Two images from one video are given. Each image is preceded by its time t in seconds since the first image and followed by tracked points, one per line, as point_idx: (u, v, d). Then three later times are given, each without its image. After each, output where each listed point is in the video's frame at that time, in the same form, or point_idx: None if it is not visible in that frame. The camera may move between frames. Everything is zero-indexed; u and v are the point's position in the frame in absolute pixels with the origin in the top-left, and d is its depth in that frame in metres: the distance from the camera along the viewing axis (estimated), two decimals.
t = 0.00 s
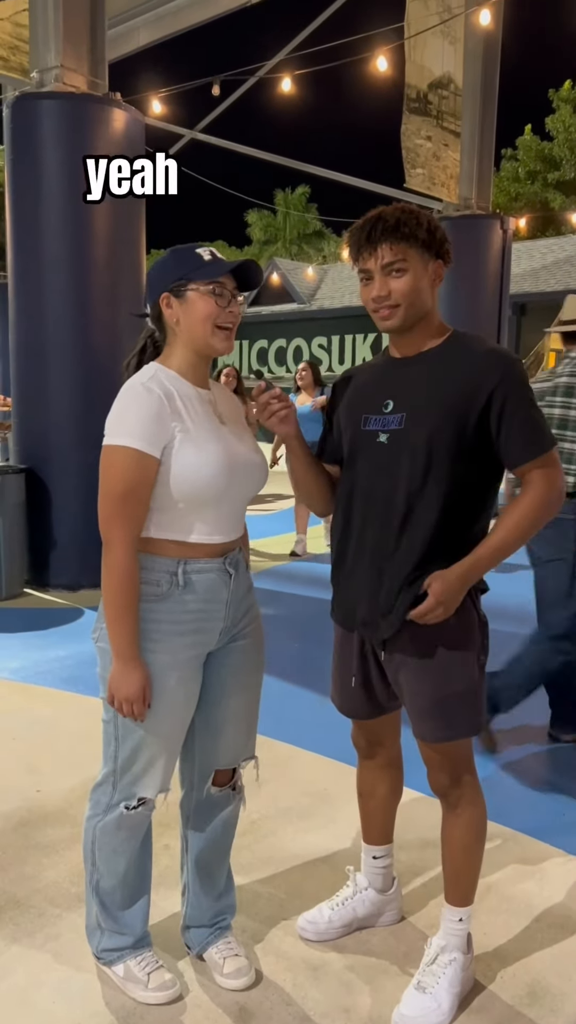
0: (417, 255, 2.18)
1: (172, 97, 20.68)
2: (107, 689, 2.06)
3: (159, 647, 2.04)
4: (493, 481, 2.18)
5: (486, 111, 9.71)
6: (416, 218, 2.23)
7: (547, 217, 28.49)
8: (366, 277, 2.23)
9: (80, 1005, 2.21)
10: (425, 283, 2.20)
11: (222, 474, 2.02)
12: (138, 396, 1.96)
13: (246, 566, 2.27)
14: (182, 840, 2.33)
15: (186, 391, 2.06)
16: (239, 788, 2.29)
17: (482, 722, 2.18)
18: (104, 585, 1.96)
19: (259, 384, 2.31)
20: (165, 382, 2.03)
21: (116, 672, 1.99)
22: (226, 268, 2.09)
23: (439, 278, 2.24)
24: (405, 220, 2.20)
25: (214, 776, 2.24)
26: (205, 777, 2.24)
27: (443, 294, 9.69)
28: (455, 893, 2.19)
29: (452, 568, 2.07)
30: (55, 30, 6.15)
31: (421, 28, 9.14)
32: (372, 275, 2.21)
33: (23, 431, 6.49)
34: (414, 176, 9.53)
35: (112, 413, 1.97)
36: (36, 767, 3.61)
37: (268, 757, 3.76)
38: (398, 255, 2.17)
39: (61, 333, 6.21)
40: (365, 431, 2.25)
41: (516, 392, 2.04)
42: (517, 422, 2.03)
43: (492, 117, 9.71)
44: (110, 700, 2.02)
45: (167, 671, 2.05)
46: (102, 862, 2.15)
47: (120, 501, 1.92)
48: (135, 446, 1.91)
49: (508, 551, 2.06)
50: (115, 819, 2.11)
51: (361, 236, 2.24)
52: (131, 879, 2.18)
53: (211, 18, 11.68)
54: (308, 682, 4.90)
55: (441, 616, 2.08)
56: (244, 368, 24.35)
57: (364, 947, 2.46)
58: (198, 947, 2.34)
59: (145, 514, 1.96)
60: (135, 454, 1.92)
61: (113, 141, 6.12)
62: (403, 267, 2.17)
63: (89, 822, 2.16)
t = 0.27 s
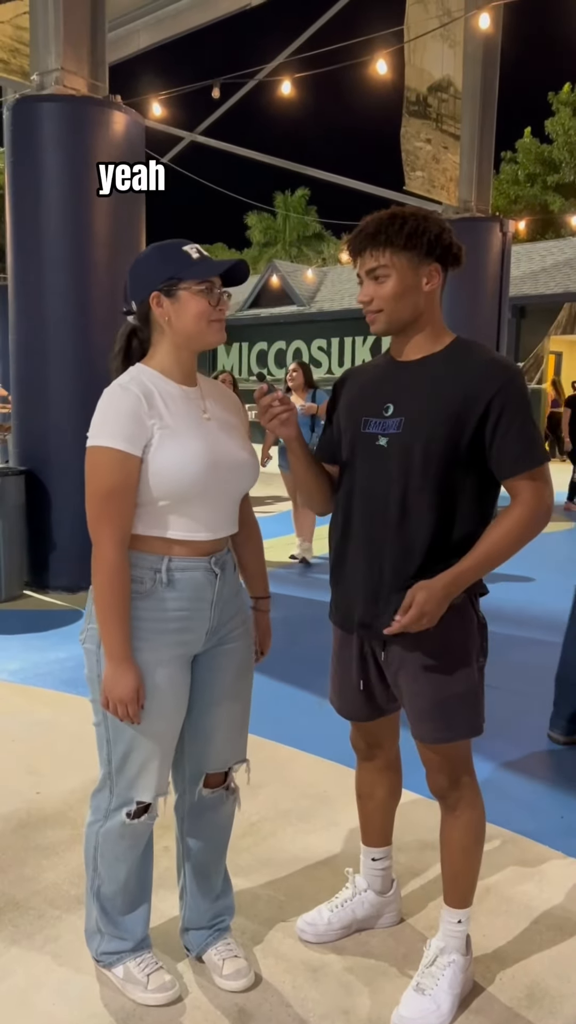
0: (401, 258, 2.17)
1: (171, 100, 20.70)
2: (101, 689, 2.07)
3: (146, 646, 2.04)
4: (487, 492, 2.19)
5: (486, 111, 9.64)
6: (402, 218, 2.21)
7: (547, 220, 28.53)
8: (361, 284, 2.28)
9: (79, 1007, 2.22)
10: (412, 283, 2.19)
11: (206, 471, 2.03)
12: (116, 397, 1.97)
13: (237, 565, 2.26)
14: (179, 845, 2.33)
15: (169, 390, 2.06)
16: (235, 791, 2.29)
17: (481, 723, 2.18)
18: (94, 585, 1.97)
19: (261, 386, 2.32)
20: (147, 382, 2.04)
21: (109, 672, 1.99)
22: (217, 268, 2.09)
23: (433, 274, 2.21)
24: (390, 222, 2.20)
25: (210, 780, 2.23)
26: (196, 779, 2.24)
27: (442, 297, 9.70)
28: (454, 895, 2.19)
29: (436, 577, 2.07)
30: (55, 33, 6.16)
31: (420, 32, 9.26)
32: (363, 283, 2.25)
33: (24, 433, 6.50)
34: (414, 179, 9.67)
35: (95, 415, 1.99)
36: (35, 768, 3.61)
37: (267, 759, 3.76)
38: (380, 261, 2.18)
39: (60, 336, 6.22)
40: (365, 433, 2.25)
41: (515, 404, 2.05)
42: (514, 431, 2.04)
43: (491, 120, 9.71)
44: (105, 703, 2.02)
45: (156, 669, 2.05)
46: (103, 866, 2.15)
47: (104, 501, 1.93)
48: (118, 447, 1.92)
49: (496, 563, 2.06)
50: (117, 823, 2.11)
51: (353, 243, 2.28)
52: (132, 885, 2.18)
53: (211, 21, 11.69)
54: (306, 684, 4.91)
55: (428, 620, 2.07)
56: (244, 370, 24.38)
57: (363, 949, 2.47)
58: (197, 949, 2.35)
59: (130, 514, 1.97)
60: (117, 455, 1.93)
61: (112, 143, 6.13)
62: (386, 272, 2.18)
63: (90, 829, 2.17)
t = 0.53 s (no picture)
0: (408, 258, 2.17)
1: (171, 102, 20.71)
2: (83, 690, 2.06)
3: (128, 647, 2.03)
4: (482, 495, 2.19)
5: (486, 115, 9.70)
6: (409, 218, 2.22)
7: (546, 222, 28.58)
8: (366, 283, 2.29)
9: (80, 1007, 2.22)
10: (418, 283, 2.19)
11: (186, 471, 2.03)
12: (94, 397, 1.97)
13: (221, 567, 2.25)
14: (178, 847, 2.32)
15: (148, 390, 2.06)
16: (236, 794, 2.28)
17: (481, 723, 2.18)
18: (74, 584, 1.97)
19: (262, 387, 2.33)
20: (127, 383, 2.04)
21: (89, 673, 1.98)
22: (203, 272, 2.10)
23: (438, 275, 2.22)
24: (398, 222, 2.21)
25: (206, 782, 2.23)
26: (194, 778, 2.24)
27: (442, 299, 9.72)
28: (454, 895, 2.20)
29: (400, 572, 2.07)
30: (55, 35, 6.17)
31: (420, 34, 9.32)
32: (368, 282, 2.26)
33: (24, 435, 6.51)
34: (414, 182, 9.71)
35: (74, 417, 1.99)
36: (36, 768, 3.62)
37: (267, 759, 3.77)
38: (387, 260, 2.19)
39: (60, 337, 6.22)
40: (365, 434, 2.26)
41: (510, 407, 2.03)
42: (507, 435, 2.03)
43: (491, 123, 9.72)
44: (86, 704, 2.00)
45: (140, 670, 2.03)
46: (99, 869, 2.14)
47: (84, 500, 1.93)
48: (97, 447, 1.93)
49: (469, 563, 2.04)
50: (110, 827, 2.11)
51: (360, 242, 2.28)
52: (129, 889, 2.17)
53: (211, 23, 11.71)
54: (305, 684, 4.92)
55: (383, 611, 2.09)
56: (244, 372, 24.42)
57: (362, 949, 2.47)
58: (196, 949, 2.35)
59: (110, 513, 1.96)
60: (97, 455, 1.93)
61: (113, 145, 6.14)
62: (393, 272, 2.19)
63: (86, 833, 2.16)
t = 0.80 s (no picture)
0: (420, 258, 2.17)
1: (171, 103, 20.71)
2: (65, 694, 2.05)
3: (112, 651, 2.02)
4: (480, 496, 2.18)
5: (485, 116, 9.67)
6: (421, 218, 2.22)
7: (546, 223, 28.60)
8: (371, 280, 2.25)
9: (79, 1009, 2.21)
10: (427, 284, 2.19)
11: (169, 476, 2.03)
12: (79, 400, 1.96)
13: (204, 571, 2.25)
14: (177, 851, 2.32)
15: (135, 393, 2.06)
16: (239, 804, 2.24)
17: (480, 723, 2.17)
18: (55, 588, 1.96)
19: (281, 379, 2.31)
20: (112, 386, 2.03)
21: (71, 679, 1.96)
22: (189, 272, 2.10)
23: (445, 277, 2.23)
24: (411, 221, 2.20)
25: (205, 793, 2.20)
26: (194, 793, 2.22)
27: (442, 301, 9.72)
28: (453, 896, 2.19)
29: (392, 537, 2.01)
30: (55, 36, 6.17)
31: (419, 35, 9.18)
32: (376, 278, 2.22)
33: (23, 435, 6.50)
34: (413, 183, 9.59)
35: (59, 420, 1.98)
36: (34, 769, 3.62)
37: (266, 760, 3.76)
38: (400, 257, 2.17)
39: (59, 338, 6.22)
40: (365, 434, 2.26)
41: (508, 407, 2.02)
42: (505, 433, 2.01)
43: (491, 123, 9.72)
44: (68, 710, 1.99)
45: (123, 675, 2.02)
46: (92, 874, 2.13)
47: (67, 504, 1.92)
48: (81, 450, 1.92)
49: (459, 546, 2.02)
50: (100, 833, 2.10)
51: (367, 239, 2.26)
52: (125, 893, 2.16)
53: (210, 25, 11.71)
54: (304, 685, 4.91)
55: (362, 564, 2.00)
56: (244, 373, 24.43)
57: (361, 950, 2.47)
58: (195, 952, 2.33)
59: (93, 517, 1.96)
60: (81, 459, 1.92)
61: (113, 146, 6.14)
62: (405, 269, 2.17)
63: (79, 838, 2.15)
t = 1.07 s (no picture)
0: (418, 263, 2.18)
1: (171, 103, 20.72)
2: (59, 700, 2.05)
3: (105, 656, 2.02)
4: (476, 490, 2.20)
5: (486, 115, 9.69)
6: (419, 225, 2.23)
7: (546, 223, 28.60)
8: (366, 277, 2.21)
9: (78, 1011, 2.21)
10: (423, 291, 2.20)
11: (160, 479, 2.02)
12: (65, 403, 1.95)
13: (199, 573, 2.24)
14: (177, 856, 2.31)
15: (124, 395, 2.05)
16: (239, 809, 2.24)
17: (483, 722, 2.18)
18: (45, 592, 1.96)
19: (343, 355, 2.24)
20: (101, 388, 2.03)
21: (63, 684, 1.97)
22: (177, 273, 2.09)
23: (436, 286, 2.25)
24: (411, 224, 2.20)
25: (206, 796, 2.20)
26: (194, 800, 2.22)
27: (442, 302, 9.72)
28: (452, 897, 2.19)
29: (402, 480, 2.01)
30: (55, 36, 6.17)
31: (419, 35, 9.36)
32: (375, 276, 2.19)
33: (23, 435, 6.50)
34: (413, 183, 9.68)
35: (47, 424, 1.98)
36: (34, 770, 3.61)
37: (265, 761, 3.76)
38: (402, 260, 2.17)
39: (59, 339, 6.21)
40: (362, 435, 2.24)
41: (505, 396, 2.06)
42: (504, 421, 2.05)
43: (492, 123, 9.72)
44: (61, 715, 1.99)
45: (116, 679, 2.02)
46: (91, 878, 2.13)
47: (56, 509, 1.92)
48: (68, 454, 1.92)
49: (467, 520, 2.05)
50: (97, 837, 2.10)
51: (365, 237, 2.23)
52: (124, 895, 2.16)
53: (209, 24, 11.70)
54: (304, 685, 4.91)
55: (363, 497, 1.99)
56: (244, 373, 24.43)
57: (361, 951, 2.46)
58: (196, 954, 2.33)
59: (83, 521, 1.95)
60: (70, 463, 1.92)
61: (113, 147, 6.13)
62: (406, 271, 2.17)
63: (77, 840, 2.15)
